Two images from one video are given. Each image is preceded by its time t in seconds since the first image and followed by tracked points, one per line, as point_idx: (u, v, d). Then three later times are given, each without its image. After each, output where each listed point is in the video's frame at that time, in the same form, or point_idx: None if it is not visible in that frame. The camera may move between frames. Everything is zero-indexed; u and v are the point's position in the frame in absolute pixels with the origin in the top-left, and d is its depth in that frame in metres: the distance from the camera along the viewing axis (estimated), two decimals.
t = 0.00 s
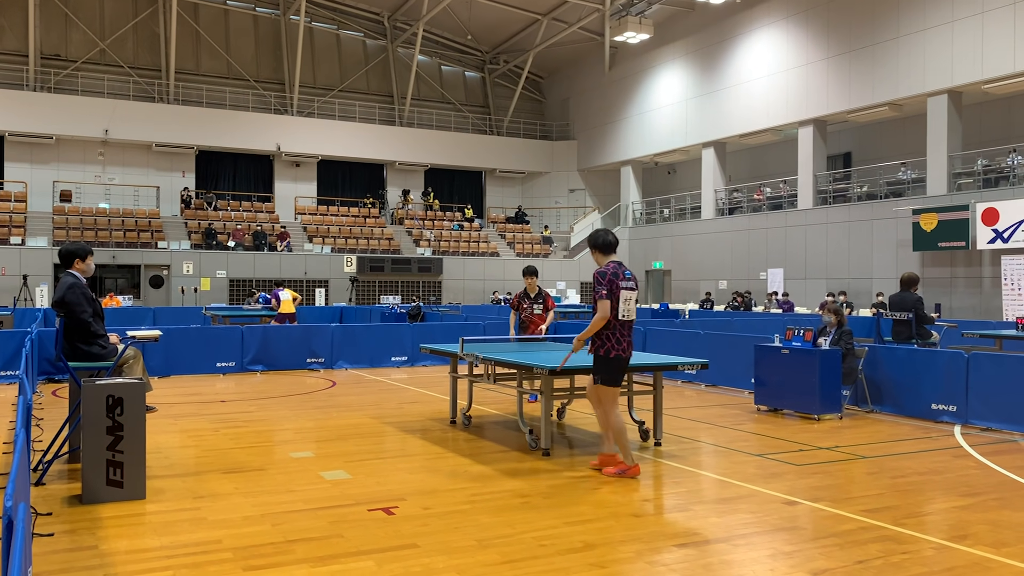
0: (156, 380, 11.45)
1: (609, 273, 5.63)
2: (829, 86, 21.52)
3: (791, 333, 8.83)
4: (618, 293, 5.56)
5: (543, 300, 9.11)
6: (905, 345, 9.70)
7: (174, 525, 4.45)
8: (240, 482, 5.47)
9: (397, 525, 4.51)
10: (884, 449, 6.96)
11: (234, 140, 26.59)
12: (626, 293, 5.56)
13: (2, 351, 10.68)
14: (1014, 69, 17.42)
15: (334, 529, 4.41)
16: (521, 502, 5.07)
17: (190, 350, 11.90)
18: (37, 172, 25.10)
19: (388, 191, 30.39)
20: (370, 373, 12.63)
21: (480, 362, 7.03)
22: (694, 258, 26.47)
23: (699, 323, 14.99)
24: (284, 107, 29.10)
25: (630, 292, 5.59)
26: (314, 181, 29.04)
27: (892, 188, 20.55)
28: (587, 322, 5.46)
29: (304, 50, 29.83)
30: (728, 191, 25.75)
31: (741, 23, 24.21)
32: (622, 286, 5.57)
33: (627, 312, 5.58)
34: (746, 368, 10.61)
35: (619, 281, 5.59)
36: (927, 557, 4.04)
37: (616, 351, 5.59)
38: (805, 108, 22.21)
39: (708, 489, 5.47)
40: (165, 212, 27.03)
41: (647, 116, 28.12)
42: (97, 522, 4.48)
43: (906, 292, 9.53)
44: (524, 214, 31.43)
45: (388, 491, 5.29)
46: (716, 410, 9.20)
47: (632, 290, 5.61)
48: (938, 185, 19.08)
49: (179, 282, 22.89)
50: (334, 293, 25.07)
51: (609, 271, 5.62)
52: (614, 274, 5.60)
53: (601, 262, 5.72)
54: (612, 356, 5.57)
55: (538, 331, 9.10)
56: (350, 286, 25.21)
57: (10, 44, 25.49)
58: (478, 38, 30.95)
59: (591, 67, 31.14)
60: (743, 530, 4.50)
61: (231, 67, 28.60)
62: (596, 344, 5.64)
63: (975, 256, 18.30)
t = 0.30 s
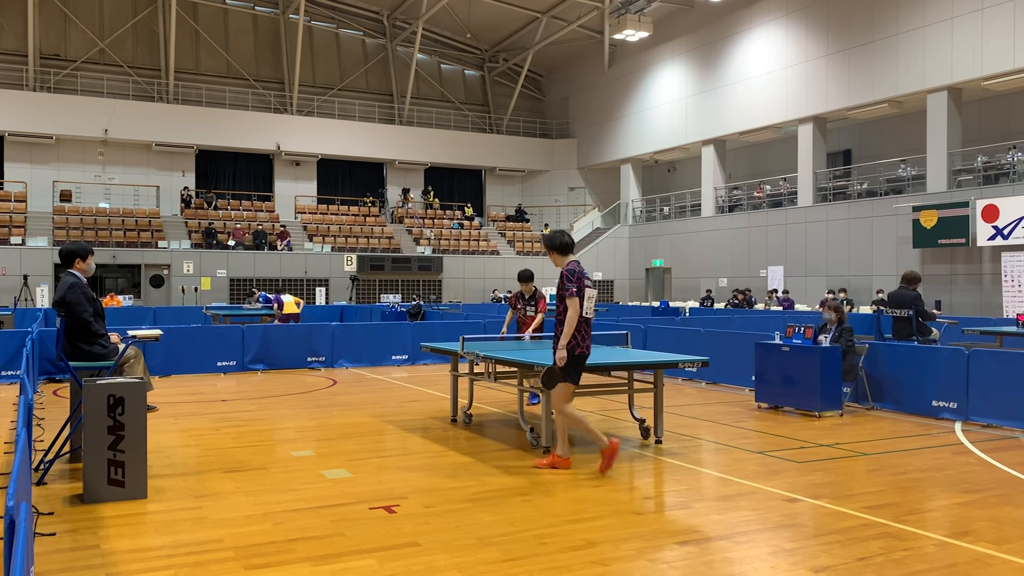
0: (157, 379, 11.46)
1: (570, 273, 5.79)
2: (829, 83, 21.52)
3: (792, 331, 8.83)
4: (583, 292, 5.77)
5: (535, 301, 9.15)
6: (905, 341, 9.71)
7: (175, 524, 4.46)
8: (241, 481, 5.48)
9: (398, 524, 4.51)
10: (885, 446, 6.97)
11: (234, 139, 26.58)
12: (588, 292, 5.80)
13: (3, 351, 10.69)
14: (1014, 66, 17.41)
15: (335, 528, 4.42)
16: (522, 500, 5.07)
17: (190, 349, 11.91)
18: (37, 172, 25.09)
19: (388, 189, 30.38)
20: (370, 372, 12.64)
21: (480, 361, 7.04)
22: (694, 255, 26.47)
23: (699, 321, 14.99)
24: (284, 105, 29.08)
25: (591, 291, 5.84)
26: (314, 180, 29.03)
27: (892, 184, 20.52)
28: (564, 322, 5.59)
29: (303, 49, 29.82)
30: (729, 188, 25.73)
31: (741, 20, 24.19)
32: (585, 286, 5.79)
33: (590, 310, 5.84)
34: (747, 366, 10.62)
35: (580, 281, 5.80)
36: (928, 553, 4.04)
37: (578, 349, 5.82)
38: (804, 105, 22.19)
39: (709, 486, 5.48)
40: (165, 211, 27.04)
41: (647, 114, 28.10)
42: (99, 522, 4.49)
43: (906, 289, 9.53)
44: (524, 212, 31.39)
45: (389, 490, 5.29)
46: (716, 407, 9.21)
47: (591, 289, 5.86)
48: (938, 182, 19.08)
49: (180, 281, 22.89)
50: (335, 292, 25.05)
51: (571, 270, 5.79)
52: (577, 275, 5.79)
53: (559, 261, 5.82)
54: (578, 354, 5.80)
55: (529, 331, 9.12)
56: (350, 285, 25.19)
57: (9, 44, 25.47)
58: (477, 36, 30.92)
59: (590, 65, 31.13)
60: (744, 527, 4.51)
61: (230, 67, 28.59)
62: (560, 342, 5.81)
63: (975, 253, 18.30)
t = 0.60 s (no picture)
0: (157, 377, 11.46)
1: (539, 268, 5.71)
2: (828, 77, 21.48)
3: (791, 325, 8.81)
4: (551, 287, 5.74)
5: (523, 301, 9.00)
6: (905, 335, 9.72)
7: (176, 521, 4.46)
8: (242, 478, 5.48)
9: (399, 519, 4.52)
10: (886, 440, 6.97)
11: (232, 136, 26.54)
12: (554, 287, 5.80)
13: (2, 349, 10.69)
14: (1013, 59, 17.39)
15: (336, 524, 4.42)
16: (523, 495, 5.08)
17: (190, 346, 11.91)
18: (35, 170, 25.08)
19: (388, 185, 30.38)
20: (371, 368, 12.64)
21: (480, 357, 7.04)
22: (694, 251, 26.47)
23: (699, 316, 15.01)
24: (282, 102, 29.02)
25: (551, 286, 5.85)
26: (312, 176, 29.00)
27: (892, 178, 20.51)
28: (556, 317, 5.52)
29: (302, 46, 29.79)
30: (728, 183, 25.69)
31: (739, 14, 24.15)
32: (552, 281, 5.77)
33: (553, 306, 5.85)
34: (747, 360, 10.63)
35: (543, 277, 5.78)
36: (928, 546, 4.05)
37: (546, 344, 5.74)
38: (803, 99, 22.18)
39: (709, 481, 5.49)
40: (164, 209, 27.01)
41: (646, 109, 28.08)
42: (99, 519, 4.49)
43: (906, 283, 9.53)
44: (523, 208, 31.37)
45: (390, 485, 5.30)
46: (716, 402, 9.21)
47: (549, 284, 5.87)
48: (937, 176, 19.07)
49: (179, 278, 22.90)
50: (334, 288, 25.04)
51: (540, 265, 5.71)
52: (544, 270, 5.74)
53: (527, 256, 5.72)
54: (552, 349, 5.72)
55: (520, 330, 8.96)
56: (349, 282, 25.16)
57: (6, 41, 25.43)
58: (476, 32, 30.86)
59: (589, 61, 31.09)
60: (744, 521, 4.51)
61: (228, 63, 28.53)
62: (537, 338, 5.64)
63: (975, 247, 18.29)
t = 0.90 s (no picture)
0: (153, 372, 11.44)
1: (497, 263, 5.63)
2: (823, 69, 21.46)
3: (787, 317, 8.81)
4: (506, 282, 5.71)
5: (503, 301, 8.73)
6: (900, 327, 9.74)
7: (172, 516, 4.46)
8: (238, 473, 5.48)
9: (396, 513, 4.52)
10: (881, 431, 7.00)
11: (227, 130, 26.46)
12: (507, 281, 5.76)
13: None
14: (1008, 51, 17.41)
15: (333, 518, 4.42)
16: (519, 488, 5.08)
17: (185, 341, 11.89)
18: (29, 165, 24.96)
19: (382, 179, 30.33)
20: (367, 363, 12.63)
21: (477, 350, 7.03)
22: (689, 244, 26.48)
23: (694, 309, 15.03)
24: (276, 96, 28.90)
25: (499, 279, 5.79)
26: (307, 170, 28.92)
27: (887, 170, 20.52)
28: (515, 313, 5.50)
29: (295, 40, 29.67)
30: (723, 176, 25.68)
31: (734, 6, 24.10)
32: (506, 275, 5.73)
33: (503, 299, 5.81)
34: (743, 353, 10.65)
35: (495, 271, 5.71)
36: (924, 537, 4.07)
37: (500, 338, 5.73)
38: (798, 91, 22.17)
39: (705, 473, 5.51)
40: (158, 203, 26.92)
41: (641, 102, 28.05)
42: (95, 514, 4.48)
43: (901, 274, 9.55)
44: (519, 201, 31.34)
45: (387, 479, 5.30)
46: (712, 394, 9.24)
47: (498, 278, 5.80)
48: (932, 168, 19.09)
49: (174, 273, 22.88)
50: (330, 283, 25.01)
51: (498, 260, 5.63)
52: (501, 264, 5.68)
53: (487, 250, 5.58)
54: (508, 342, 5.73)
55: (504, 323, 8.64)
56: (345, 276, 25.14)
57: None
58: (470, 25, 30.77)
59: (584, 53, 31.04)
60: (740, 513, 4.53)
61: (222, 57, 28.38)
62: (501, 334, 5.61)
63: (970, 239, 18.33)
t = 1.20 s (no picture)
0: (143, 369, 11.38)
1: (458, 255, 5.39)
2: (813, 62, 21.49)
3: (778, 310, 8.85)
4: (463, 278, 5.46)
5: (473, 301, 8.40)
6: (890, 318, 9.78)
7: (164, 513, 4.45)
8: (230, 469, 5.46)
9: (388, 508, 4.52)
10: (871, 422, 7.04)
11: (216, 126, 26.31)
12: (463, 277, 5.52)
13: None
14: (996, 43, 17.48)
15: (325, 514, 4.41)
16: (511, 482, 5.09)
17: (176, 338, 11.84)
18: (16, 162, 24.76)
19: (373, 174, 30.26)
20: (359, 358, 12.61)
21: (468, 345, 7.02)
22: (680, 237, 26.51)
23: (686, 302, 15.05)
24: (266, 91, 28.73)
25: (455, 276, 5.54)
26: (297, 165, 28.81)
27: (876, 163, 20.59)
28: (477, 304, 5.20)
29: (285, 34, 29.51)
30: (713, 169, 25.71)
31: None
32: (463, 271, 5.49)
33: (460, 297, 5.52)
34: (734, 346, 10.68)
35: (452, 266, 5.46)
36: (914, 527, 4.09)
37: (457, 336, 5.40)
38: (788, 84, 22.20)
39: (697, 465, 5.53)
40: (147, 200, 26.75)
41: (632, 95, 28.03)
42: (86, 512, 4.46)
43: (890, 266, 9.59)
44: (510, 196, 31.33)
45: (379, 474, 5.30)
46: (703, 387, 9.27)
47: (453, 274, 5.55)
48: (922, 160, 19.15)
49: (164, 270, 22.76)
50: (321, 278, 24.93)
51: (459, 253, 5.39)
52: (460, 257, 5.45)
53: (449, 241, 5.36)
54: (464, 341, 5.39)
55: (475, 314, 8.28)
56: (336, 271, 25.05)
57: None
58: (460, 19, 30.69)
59: (574, 47, 30.99)
60: (732, 505, 4.55)
61: (211, 52, 28.21)
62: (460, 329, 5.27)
63: (959, 230, 18.41)
